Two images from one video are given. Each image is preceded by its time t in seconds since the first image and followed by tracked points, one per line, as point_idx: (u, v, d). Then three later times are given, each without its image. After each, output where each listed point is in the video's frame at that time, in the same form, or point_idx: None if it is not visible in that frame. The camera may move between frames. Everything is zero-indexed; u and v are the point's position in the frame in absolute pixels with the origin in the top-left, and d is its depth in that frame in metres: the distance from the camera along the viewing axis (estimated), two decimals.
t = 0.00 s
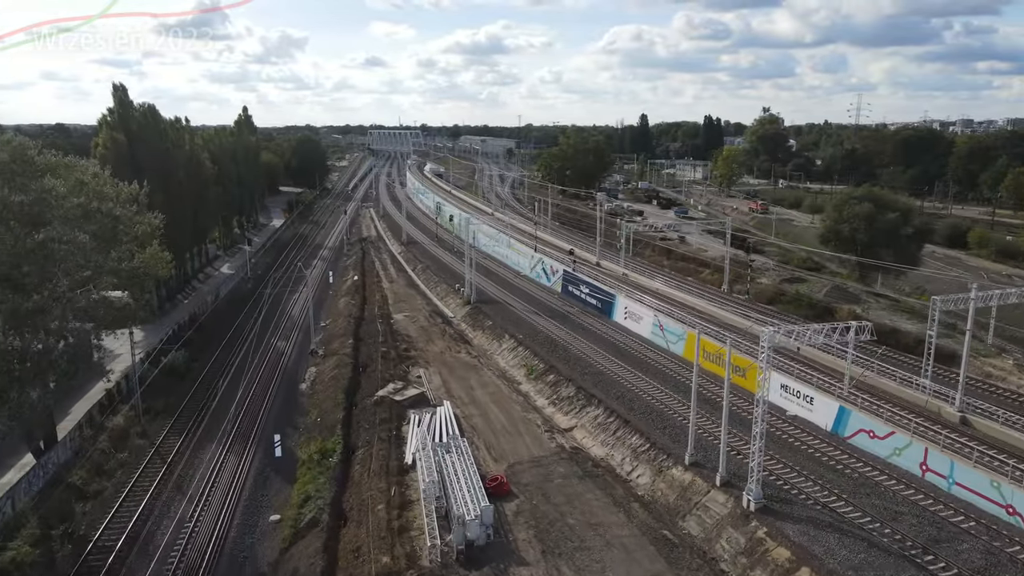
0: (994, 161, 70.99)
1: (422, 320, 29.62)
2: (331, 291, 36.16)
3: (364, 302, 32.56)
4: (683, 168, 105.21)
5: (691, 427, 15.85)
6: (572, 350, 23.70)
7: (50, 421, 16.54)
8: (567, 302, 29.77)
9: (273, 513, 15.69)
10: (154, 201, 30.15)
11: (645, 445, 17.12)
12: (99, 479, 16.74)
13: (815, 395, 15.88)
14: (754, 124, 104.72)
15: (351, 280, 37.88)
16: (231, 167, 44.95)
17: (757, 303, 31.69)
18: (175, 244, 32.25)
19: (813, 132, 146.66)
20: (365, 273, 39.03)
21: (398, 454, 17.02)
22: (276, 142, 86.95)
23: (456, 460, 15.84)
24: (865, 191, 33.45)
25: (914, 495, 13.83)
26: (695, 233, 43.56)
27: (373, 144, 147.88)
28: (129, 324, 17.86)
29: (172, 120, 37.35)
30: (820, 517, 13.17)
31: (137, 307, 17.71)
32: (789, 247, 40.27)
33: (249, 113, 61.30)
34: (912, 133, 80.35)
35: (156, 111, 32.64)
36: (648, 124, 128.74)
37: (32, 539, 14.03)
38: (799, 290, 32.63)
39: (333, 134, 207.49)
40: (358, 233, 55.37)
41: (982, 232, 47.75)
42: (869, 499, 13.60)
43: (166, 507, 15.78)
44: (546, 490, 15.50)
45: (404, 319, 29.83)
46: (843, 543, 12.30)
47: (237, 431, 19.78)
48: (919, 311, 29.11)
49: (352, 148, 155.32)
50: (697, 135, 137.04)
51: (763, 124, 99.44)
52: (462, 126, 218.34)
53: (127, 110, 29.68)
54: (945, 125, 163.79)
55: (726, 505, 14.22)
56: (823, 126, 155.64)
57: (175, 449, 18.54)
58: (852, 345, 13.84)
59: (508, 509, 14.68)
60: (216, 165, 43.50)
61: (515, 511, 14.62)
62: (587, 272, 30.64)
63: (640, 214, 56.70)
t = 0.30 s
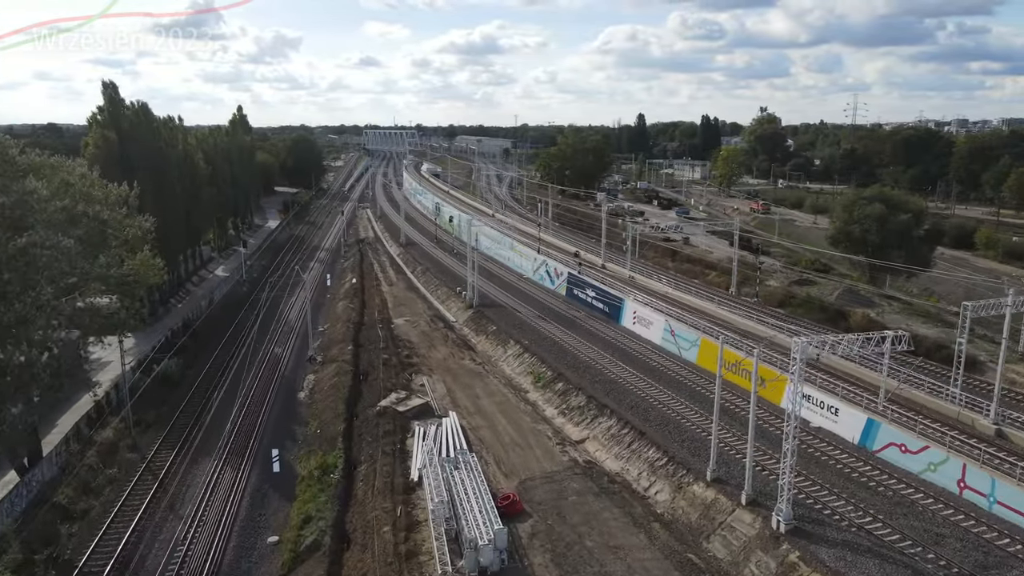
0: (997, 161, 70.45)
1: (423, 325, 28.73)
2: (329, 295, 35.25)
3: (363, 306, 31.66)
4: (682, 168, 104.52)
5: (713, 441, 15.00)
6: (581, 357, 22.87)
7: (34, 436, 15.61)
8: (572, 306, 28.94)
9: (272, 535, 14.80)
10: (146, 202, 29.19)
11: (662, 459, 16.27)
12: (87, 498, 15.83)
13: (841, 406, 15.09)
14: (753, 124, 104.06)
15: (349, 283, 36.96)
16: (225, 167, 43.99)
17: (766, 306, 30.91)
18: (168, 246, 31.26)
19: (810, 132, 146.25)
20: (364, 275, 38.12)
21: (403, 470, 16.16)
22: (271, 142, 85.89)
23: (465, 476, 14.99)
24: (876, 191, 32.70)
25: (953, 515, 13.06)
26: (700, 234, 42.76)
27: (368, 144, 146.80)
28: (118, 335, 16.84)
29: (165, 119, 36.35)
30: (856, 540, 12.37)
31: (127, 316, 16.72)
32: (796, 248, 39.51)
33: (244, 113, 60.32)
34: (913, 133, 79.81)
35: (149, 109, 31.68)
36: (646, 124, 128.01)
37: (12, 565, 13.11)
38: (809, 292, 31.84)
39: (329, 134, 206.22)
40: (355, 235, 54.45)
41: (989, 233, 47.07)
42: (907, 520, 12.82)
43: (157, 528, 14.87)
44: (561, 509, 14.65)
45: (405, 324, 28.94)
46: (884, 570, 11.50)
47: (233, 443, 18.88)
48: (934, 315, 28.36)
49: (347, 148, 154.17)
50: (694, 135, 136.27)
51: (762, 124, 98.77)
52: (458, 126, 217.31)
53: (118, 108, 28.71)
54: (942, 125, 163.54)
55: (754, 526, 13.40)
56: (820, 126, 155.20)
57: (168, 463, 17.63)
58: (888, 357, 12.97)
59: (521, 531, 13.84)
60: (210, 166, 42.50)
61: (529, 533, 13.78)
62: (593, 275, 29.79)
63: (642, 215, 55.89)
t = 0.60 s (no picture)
0: (998, 161, 69.95)
1: (423, 331, 27.83)
2: (325, 299, 34.33)
3: (361, 310, 30.78)
4: (679, 168, 103.90)
5: (735, 458, 14.14)
6: (589, 365, 22.03)
7: (11, 456, 14.62)
8: (577, 311, 28.09)
9: (267, 560, 13.91)
10: (138, 202, 28.23)
11: (679, 475, 15.42)
12: (69, 519, 14.87)
13: (868, 419, 14.32)
14: (751, 124, 103.48)
15: (345, 286, 36.04)
16: (218, 167, 43.00)
17: (775, 310, 30.14)
18: (162, 248, 30.23)
19: (807, 132, 145.83)
20: (361, 278, 37.21)
21: (406, 488, 15.27)
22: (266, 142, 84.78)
23: (472, 496, 14.14)
24: (887, 193, 31.97)
25: (995, 540, 12.27)
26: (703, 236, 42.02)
27: (363, 144, 145.78)
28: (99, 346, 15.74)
29: (155, 117, 35.40)
30: (896, 569, 11.56)
31: (110, 328, 15.67)
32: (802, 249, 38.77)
33: (239, 112, 59.34)
34: (913, 133, 79.32)
35: (140, 109, 30.76)
36: (643, 124, 127.37)
37: None
38: (818, 296, 31.08)
39: (324, 134, 205.04)
40: (351, 236, 53.53)
41: (995, 233, 46.45)
42: (946, 545, 12.06)
43: (145, 553, 13.92)
44: (575, 531, 13.79)
45: (404, 329, 28.08)
46: None
47: (227, 457, 17.98)
48: (948, 319, 27.63)
49: (342, 148, 153.20)
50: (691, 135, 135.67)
51: (760, 123, 98.21)
52: (453, 126, 216.48)
53: (107, 108, 27.85)
54: (939, 125, 163.46)
55: (782, 550, 12.56)
56: (817, 126, 154.89)
57: (157, 480, 16.69)
58: (926, 370, 12.14)
59: (534, 558, 12.98)
60: (203, 166, 41.54)
61: (544, 560, 12.93)
62: (597, 278, 28.99)
63: (642, 216, 55.12)
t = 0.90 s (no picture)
0: (1001, 161, 69.42)
1: (423, 337, 26.92)
2: (321, 303, 33.42)
3: (358, 315, 29.88)
4: (678, 168, 103.23)
5: (759, 477, 13.29)
6: (597, 373, 21.18)
7: None
8: (581, 316, 27.25)
9: None
10: (127, 203, 27.22)
11: (697, 493, 14.57)
12: (49, 544, 13.93)
13: (896, 434, 13.55)
14: (749, 124, 102.89)
15: (342, 289, 35.10)
16: (211, 167, 41.98)
17: (783, 314, 29.35)
18: (153, 251, 29.23)
19: (805, 131, 145.39)
20: (358, 281, 36.31)
21: (409, 508, 14.40)
22: (260, 142, 83.71)
23: (480, 518, 13.29)
24: (897, 193, 31.22)
25: None
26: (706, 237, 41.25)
27: (359, 145, 144.71)
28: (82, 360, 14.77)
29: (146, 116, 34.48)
30: None
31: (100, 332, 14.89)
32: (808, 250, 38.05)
33: (233, 111, 58.32)
34: (914, 133, 78.79)
35: (129, 108, 29.84)
36: (641, 124, 126.70)
37: None
38: (828, 299, 30.33)
39: (319, 134, 203.92)
40: (347, 238, 52.58)
41: (1002, 234, 45.83)
42: (991, 573, 11.26)
43: None
44: (590, 556, 12.94)
45: (403, 335, 27.20)
46: None
47: (219, 473, 17.08)
48: (962, 324, 26.89)
49: (338, 148, 152.12)
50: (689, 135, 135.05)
51: (759, 123, 97.61)
52: (449, 126, 215.60)
53: (94, 108, 26.94)
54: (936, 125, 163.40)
55: None
56: (814, 126, 154.60)
57: (145, 499, 15.79)
58: (969, 386, 11.31)
59: None
60: (195, 166, 40.57)
61: None
62: (602, 282, 28.18)
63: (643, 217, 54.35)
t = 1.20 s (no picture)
0: (1004, 162, 68.84)
1: (423, 343, 26.04)
2: (318, 308, 32.52)
3: (356, 320, 29.01)
4: (677, 168, 102.53)
5: (787, 499, 12.45)
6: (606, 383, 20.37)
7: None
8: (587, 321, 26.51)
9: None
10: (117, 205, 26.33)
11: (718, 514, 13.74)
12: (29, 571, 13.02)
13: (929, 450, 12.80)
14: (749, 123, 102.19)
15: (339, 293, 34.20)
16: (205, 167, 41.06)
17: (793, 319, 28.61)
18: (144, 255, 28.33)
19: (803, 131, 144.86)
20: (356, 285, 35.42)
21: (413, 531, 13.54)
22: (256, 142, 82.75)
23: (489, 544, 12.44)
24: (909, 195, 30.49)
25: None
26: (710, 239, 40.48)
27: (356, 145, 143.75)
28: (60, 374, 13.91)
29: (137, 116, 33.65)
30: None
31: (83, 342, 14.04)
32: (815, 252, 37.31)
33: (227, 111, 57.35)
34: (916, 133, 78.22)
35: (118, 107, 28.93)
36: (639, 124, 126.05)
37: None
38: (838, 303, 29.57)
39: (315, 134, 202.81)
40: (345, 240, 51.68)
41: (1009, 235, 45.15)
42: None
43: None
44: None
45: (403, 341, 26.34)
46: None
47: (210, 492, 16.23)
48: (979, 329, 26.13)
49: (334, 148, 151.25)
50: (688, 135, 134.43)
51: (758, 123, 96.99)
52: (446, 126, 214.74)
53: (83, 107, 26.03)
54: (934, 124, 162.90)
55: None
56: (813, 126, 154.06)
57: (131, 520, 14.91)
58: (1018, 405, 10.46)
59: None
60: (189, 166, 39.63)
61: None
62: (609, 286, 27.37)
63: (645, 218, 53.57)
